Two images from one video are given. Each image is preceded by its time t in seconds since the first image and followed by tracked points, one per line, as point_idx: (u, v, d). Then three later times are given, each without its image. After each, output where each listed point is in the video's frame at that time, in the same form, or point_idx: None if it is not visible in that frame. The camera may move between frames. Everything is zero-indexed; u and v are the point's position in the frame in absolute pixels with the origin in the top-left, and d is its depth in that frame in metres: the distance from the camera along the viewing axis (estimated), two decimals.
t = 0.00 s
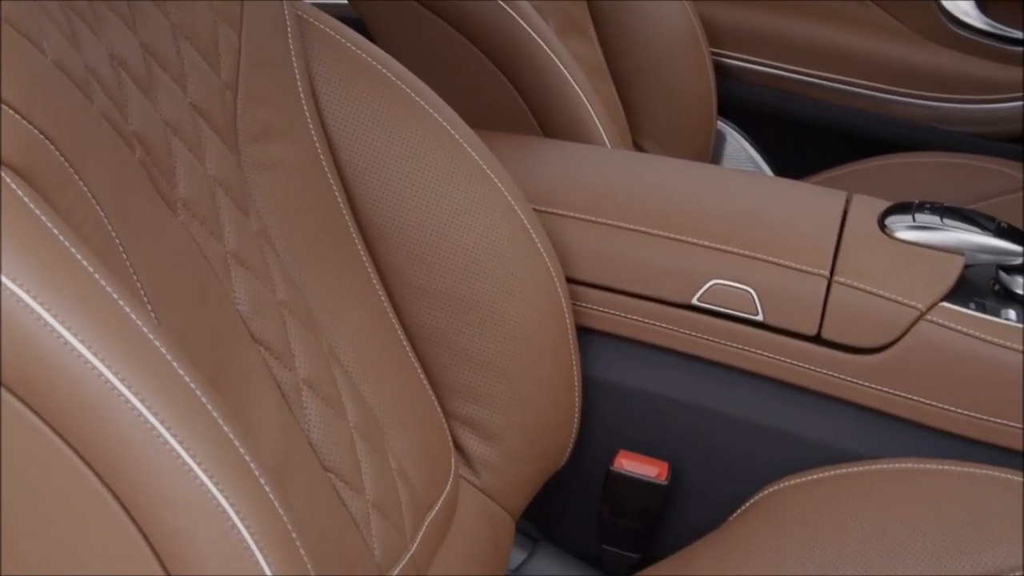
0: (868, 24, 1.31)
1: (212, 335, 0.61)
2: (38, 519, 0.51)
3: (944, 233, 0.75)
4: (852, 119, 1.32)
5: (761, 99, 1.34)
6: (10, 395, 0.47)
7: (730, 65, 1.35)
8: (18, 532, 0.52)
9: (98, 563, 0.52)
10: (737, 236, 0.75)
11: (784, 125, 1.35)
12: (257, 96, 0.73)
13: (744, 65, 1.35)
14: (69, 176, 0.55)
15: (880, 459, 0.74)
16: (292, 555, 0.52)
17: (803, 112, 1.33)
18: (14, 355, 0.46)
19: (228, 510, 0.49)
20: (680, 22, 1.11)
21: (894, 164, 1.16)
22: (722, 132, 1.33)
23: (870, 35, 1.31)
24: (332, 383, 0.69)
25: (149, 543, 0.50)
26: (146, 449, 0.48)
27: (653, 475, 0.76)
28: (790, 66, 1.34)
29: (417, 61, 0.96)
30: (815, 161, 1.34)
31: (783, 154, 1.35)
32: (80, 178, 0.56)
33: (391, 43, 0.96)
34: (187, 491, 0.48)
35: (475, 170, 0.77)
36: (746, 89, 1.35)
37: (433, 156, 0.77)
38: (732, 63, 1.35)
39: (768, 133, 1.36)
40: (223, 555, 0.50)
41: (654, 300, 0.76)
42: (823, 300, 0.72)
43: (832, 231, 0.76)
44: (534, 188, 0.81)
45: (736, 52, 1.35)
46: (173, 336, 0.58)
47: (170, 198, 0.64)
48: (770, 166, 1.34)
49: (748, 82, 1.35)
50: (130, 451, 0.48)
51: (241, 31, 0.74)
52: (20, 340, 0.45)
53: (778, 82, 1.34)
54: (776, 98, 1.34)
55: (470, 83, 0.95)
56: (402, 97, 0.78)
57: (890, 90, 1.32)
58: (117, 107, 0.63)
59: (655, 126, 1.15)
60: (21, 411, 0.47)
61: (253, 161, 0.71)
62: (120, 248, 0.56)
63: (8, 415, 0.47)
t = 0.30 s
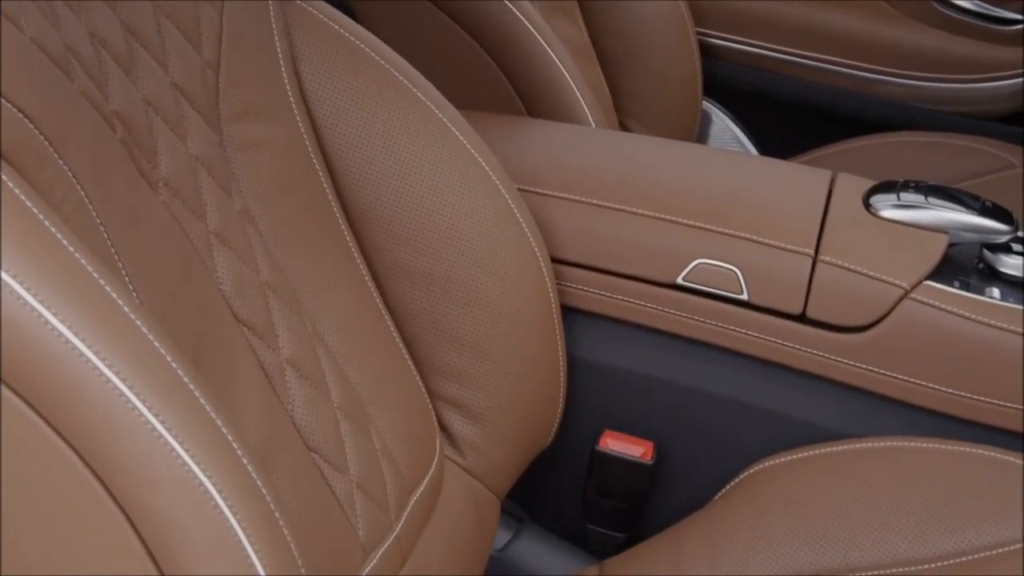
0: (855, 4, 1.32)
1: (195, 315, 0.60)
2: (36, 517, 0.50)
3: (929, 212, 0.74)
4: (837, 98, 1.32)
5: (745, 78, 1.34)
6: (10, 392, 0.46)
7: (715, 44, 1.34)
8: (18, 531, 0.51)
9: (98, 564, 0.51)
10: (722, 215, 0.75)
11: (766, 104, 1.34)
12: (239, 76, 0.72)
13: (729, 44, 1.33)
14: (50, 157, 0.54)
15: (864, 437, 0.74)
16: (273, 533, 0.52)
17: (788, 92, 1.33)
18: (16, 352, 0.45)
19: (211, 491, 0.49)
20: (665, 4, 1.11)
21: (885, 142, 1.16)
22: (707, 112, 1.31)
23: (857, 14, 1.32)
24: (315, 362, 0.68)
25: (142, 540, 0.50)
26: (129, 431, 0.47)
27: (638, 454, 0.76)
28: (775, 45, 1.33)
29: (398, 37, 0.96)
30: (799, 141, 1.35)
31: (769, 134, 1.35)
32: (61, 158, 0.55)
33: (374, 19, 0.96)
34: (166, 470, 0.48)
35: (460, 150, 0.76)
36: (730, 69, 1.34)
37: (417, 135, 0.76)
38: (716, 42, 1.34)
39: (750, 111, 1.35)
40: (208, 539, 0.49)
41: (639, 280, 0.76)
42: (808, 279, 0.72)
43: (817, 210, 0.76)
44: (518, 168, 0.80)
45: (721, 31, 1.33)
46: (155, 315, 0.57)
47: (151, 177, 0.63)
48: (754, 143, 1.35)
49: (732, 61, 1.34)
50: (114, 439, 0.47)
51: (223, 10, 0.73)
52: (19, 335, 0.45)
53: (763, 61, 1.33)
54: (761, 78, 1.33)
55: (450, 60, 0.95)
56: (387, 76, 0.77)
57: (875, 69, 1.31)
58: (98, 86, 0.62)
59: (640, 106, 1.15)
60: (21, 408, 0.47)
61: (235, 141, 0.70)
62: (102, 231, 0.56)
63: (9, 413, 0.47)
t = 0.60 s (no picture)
0: None
1: (173, 292, 0.60)
2: (38, 520, 0.50)
3: (911, 186, 0.74)
4: (818, 74, 1.32)
5: (728, 54, 1.34)
6: (10, 391, 0.46)
7: (698, 22, 1.36)
8: (16, 531, 0.51)
9: (99, 564, 0.51)
10: (703, 190, 0.75)
11: (747, 80, 1.35)
12: (217, 52, 0.72)
13: (713, 22, 1.35)
14: (25, 133, 0.53)
15: (846, 411, 0.75)
16: (250, 508, 0.51)
17: (771, 68, 1.34)
18: (15, 352, 0.45)
19: (190, 468, 0.49)
20: None
21: (880, 117, 1.16)
22: (689, 89, 1.33)
23: None
24: (295, 339, 0.68)
25: (126, 526, 0.49)
26: (105, 408, 0.46)
27: (620, 431, 0.77)
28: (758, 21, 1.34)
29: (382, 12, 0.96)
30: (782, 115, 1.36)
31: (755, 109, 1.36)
32: (36, 134, 0.55)
33: None
34: (143, 445, 0.47)
35: (440, 125, 0.76)
36: (712, 46, 1.35)
37: (398, 111, 0.76)
38: (700, 20, 1.35)
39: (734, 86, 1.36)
40: (189, 518, 0.49)
41: (620, 256, 0.76)
42: (789, 255, 0.72)
43: (799, 184, 0.76)
44: (499, 144, 0.80)
45: (704, 9, 1.35)
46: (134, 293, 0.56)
47: (128, 153, 0.62)
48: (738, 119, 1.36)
49: (715, 38, 1.36)
50: (92, 420, 0.46)
51: None
52: (17, 333, 0.44)
53: (746, 37, 1.35)
54: (743, 54, 1.34)
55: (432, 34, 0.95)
56: (366, 52, 0.77)
57: (858, 46, 1.31)
58: (73, 61, 0.61)
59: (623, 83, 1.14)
60: (21, 408, 0.46)
61: (213, 117, 0.70)
62: (82, 213, 0.55)
63: (8, 413, 0.46)
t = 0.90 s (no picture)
0: None
1: (156, 274, 0.59)
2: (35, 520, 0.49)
3: (895, 166, 0.74)
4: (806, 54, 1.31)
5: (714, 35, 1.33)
6: (11, 392, 0.45)
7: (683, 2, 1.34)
8: (14, 530, 0.49)
9: (98, 563, 0.50)
10: (689, 170, 0.75)
11: (735, 61, 1.33)
12: (197, 32, 0.71)
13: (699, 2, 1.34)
14: (5, 113, 0.53)
15: (828, 390, 0.75)
16: (232, 488, 0.51)
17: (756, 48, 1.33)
18: (17, 352, 0.44)
19: (171, 448, 0.48)
20: None
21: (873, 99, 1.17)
22: (675, 70, 1.31)
23: None
24: (278, 320, 0.67)
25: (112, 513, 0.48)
26: (87, 388, 0.45)
27: (605, 413, 0.77)
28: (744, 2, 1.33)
29: None
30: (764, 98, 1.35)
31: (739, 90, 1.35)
32: (15, 115, 0.54)
33: None
34: (125, 428, 0.46)
35: (424, 106, 0.76)
36: (698, 26, 1.34)
37: (381, 91, 0.76)
38: None
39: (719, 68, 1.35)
40: (173, 500, 0.48)
41: (604, 237, 0.76)
42: (774, 235, 0.72)
43: (783, 164, 0.76)
44: (483, 125, 0.80)
45: None
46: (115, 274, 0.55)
47: (109, 134, 0.62)
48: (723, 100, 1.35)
49: (700, 19, 1.35)
50: (77, 407, 0.45)
51: None
52: (17, 333, 0.44)
53: (732, 18, 1.34)
54: (729, 34, 1.33)
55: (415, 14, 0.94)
56: (349, 33, 0.77)
57: (845, 26, 1.32)
58: (51, 40, 0.60)
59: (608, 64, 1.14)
60: (21, 408, 0.45)
61: (194, 97, 0.69)
62: (64, 197, 0.54)
63: (8, 413, 0.45)
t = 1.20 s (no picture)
0: None
1: (133, 253, 0.58)
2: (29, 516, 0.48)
3: (876, 143, 0.73)
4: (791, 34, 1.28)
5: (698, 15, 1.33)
6: (10, 395, 0.44)
7: None
8: (14, 531, 0.49)
9: (98, 563, 0.50)
10: (671, 148, 0.75)
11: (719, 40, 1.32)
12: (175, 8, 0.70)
13: None
14: None
15: (807, 367, 0.74)
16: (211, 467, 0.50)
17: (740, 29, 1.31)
18: (15, 353, 0.43)
19: (148, 427, 0.47)
20: None
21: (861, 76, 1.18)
22: (658, 49, 1.34)
23: None
24: (258, 300, 0.67)
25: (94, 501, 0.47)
26: (62, 365, 0.44)
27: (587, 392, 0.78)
28: None
29: None
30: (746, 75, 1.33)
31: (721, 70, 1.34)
32: None
33: None
34: (102, 406, 0.45)
35: (405, 86, 0.75)
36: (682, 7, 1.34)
37: (361, 70, 0.75)
38: None
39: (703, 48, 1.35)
40: (152, 480, 0.47)
41: (583, 215, 0.76)
42: (755, 212, 0.72)
43: (764, 141, 0.76)
44: (464, 103, 0.80)
45: None
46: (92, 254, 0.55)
47: (85, 112, 0.61)
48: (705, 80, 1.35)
49: None
50: (56, 390, 0.44)
51: None
52: (14, 333, 0.43)
53: None
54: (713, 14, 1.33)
55: None
56: (329, 10, 0.76)
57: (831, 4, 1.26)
58: (25, 16, 0.59)
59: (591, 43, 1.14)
60: (18, 409, 0.45)
61: (172, 76, 0.68)
62: (38, 174, 0.53)
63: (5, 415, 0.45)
